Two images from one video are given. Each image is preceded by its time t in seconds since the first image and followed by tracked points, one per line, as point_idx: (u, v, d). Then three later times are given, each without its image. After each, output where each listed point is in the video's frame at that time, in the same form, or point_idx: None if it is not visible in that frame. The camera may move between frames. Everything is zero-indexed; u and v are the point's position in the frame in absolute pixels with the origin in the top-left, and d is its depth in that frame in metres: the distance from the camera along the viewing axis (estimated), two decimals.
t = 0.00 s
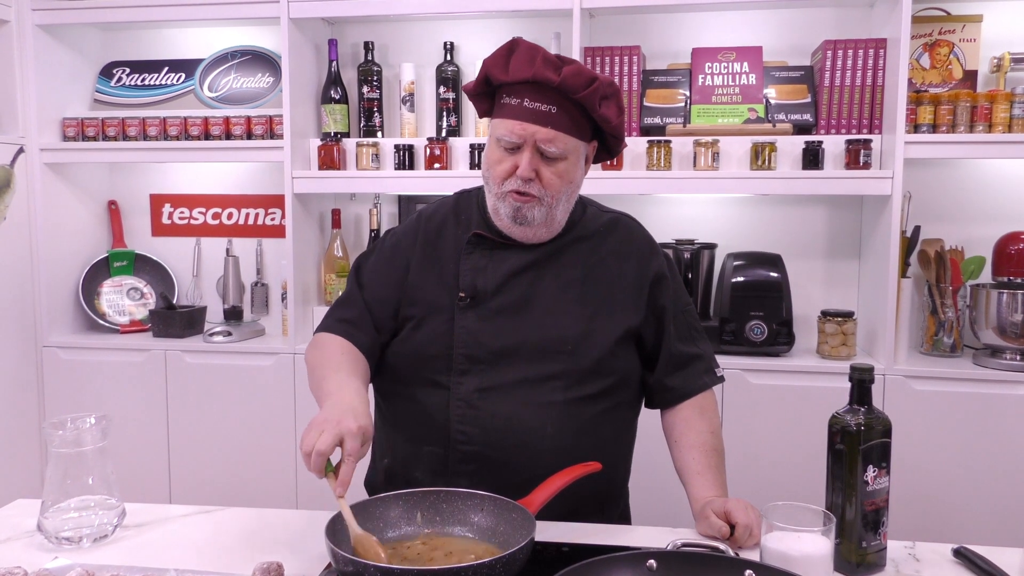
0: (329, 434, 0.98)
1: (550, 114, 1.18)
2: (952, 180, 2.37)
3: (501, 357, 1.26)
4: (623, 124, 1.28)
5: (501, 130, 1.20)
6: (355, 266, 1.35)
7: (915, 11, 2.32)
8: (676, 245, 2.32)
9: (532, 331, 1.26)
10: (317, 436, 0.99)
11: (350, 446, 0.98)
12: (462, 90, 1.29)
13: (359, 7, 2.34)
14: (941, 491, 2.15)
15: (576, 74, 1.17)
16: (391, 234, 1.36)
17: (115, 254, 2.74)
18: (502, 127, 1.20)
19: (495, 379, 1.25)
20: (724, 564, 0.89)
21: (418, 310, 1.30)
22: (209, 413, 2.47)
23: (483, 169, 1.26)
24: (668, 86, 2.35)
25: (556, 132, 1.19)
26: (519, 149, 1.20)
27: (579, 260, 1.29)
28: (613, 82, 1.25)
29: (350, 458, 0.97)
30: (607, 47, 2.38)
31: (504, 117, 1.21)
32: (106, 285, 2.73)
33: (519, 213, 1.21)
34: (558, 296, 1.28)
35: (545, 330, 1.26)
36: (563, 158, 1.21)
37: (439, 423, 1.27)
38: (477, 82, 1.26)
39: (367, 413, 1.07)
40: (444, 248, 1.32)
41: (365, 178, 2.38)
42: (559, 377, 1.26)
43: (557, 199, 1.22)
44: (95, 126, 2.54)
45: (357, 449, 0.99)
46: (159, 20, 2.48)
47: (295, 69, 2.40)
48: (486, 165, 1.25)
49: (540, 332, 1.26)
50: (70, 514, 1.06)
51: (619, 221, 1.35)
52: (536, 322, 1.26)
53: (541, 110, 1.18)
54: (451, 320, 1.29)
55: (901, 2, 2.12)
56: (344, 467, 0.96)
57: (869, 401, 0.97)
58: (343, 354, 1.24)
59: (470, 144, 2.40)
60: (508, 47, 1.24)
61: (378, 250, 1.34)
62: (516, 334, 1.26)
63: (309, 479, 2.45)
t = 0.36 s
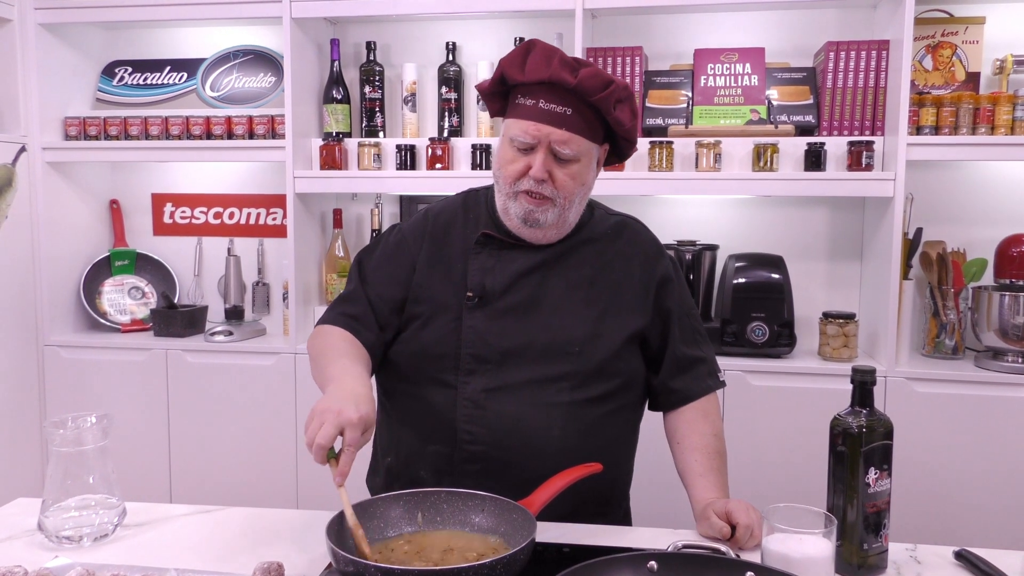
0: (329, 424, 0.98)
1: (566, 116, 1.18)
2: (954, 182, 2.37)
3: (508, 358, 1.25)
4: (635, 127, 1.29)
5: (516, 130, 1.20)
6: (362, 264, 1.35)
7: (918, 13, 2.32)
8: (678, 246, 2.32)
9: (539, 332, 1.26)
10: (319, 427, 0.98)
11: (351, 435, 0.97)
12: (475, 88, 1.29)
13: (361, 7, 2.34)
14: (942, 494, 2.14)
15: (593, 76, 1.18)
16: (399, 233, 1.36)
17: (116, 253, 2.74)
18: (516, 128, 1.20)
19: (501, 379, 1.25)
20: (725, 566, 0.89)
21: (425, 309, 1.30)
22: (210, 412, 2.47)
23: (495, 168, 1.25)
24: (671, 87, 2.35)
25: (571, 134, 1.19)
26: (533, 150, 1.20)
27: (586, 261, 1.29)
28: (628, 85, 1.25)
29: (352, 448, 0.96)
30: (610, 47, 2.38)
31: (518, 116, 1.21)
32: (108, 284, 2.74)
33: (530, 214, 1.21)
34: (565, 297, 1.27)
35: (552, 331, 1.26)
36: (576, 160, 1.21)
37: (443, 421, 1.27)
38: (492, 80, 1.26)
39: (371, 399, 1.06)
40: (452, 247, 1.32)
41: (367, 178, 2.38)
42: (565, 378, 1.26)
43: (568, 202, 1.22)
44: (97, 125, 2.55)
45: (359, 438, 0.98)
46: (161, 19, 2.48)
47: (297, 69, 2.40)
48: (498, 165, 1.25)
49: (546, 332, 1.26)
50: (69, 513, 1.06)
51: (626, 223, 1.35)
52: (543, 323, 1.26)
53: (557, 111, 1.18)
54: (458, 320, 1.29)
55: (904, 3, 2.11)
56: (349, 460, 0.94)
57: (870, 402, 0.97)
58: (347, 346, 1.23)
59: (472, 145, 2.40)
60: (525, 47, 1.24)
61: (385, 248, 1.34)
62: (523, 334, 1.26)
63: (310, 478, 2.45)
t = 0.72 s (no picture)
0: (334, 416, 0.97)
1: (574, 113, 1.19)
2: (955, 184, 2.37)
3: (512, 355, 1.25)
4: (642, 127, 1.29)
5: (524, 128, 1.20)
6: (370, 261, 1.35)
7: (920, 14, 2.32)
8: (679, 247, 2.32)
9: (544, 330, 1.26)
10: (324, 420, 0.98)
11: (356, 426, 0.97)
12: (483, 88, 1.29)
13: (362, 7, 2.34)
14: (942, 496, 2.14)
15: (601, 75, 1.18)
16: (406, 230, 1.36)
17: (116, 253, 2.74)
18: (525, 125, 1.20)
19: (506, 376, 1.25)
20: (726, 569, 0.88)
21: (431, 306, 1.30)
22: (210, 412, 2.47)
23: (502, 166, 1.26)
24: (672, 88, 2.35)
25: (579, 131, 1.19)
26: (541, 147, 1.20)
27: (591, 261, 1.29)
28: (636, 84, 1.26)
29: (356, 441, 0.96)
30: (611, 48, 2.38)
31: (527, 114, 1.21)
32: (108, 284, 2.73)
33: (538, 211, 1.22)
34: (570, 296, 1.27)
35: (557, 329, 1.26)
36: (584, 157, 1.21)
37: (447, 418, 1.27)
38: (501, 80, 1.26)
39: (376, 387, 1.06)
40: (459, 245, 1.32)
41: (367, 178, 2.38)
42: (570, 376, 1.25)
43: (575, 199, 1.22)
44: (98, 125, 2.55)
45: (364, 429, 0.98)
46: (162, 19, 2.48)
47: (298, 69, 2.40)
48: (506, 163, 1.25)
49: (551, 331, 1.26)
50: (69, 513, 1.06)
51: (632, 225, 1.34)
52: (548, 321, 1.26)
53: (565, 109, 1.18)
54: (463, 317, 1.28)
55: (906, 4, 2.11)
56: (354, 453, 0.94)
57: (872, 404, 0.97)
58: (354, 341, 1.23)
59: (473, 145, 2.40)
60: (533, 46, 1.24)
61: (393, 245, 1.34)
62: (528, 332, 1.25)
63: (310, 479, 2.45)
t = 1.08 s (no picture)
0: (374, 426, 0.97)
1: (568, 109, 1.19)
2: (953, 184, 2.37)
3: (513, 351, 1.25)
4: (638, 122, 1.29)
5: (519, 126, 1.20)
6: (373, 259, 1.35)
7: (918, 14, 2.32)
8: (677, 247, 2.32)
9: (544, 327, 1.26)
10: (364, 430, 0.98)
11: (398, 433, 0.97)
12: (479, 91, 1.30)
13: (360, 7, 2.34)
14: (941, 495, 2.14)
15: (593, 69, 1.18)
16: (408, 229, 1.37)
17: (115, 254, 2.73)
18: (521, 123, 1.20)
19: (506, 373, 1.25)
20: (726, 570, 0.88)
21: (432, 303, 1.30)
22: (208, 413, 2.47)
23: (500, 167, 1.26)
24: (670, 88, 2.35)
25: (574, 127, 1.19)
26: (537, 144, 1.20)
27: (592, 259, 1.29)
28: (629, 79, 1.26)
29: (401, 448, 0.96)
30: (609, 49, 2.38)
31: (522, 113, 1.21)
32: (106, 285, 2.73)
33: (536, 209, 1.22)
34: (570, 293, 1.27)
35: (557, 326, 1.26)
36: (580, 153, 1.21)
37: (448, 414, 1.27)
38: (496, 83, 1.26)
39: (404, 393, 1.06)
40: (460, 243, 1.32)
41: (365, 179, 2.38)
42: (569, 372, 1.25)
43: (573, 195, 1.22)
44: (96, 126, 2.54)
45: (405, 435, 0.98)
46: (160, 20, 2.48)
47: (296, 69, 2.40)
48: (504, 163, 1.25)
49: (551, 328, 1.25)
50: (67, 515, 1.06)
51: (632, 225, 1.34)
52: (548, 318, 1.26)
53: (559, 105, 1.18)
54: (464, 315, 1.29)
55: (905, 4, 2.11)
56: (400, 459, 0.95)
57: (871, 404, 0.97)
58: (359, 338, 1.24)
59: (471, 146, 2.40)
60: (526, 46, 1.24)
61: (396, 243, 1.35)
62: (528, 329, 1.25)
63: (308, 480, 2.44)
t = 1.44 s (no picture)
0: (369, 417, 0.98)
1: (565, 100, 1.20)
2: (951, 184, 2.37)
3: (510, 349, 1.25)
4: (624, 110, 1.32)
5: (518, 124, 1.21)
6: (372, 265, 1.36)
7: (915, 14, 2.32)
8: (676, 248, 2.32)
9: (541, 324, 1.25)
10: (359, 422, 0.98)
11: (392, 426, 0.98)
12: (468, 96, 1.29)
13: (358, 9, 2.33)
14: (940, 495, 2.14)
15: (584, 60, 1.20)
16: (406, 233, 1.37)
17: (113, 256, 2.73)
18: (519, 121, 1.21)
19: (504, 370, 1.25)
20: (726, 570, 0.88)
21: (430, 305, 1.30)
22: (207, 416, 2.46)
23: (498, 168, 1.26)
24: (668, 88, 2.35)
25: (573, 117, 1.20)
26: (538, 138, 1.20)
27: (589, 256, 1.29)
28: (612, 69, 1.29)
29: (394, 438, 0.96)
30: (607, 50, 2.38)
31: (519, 111, 1.21)
32: (104, 287, 2.73)
33: (543, 203, 1.21)
34: (567, 290, 1.27)
35: (554, 323, 1.25)
36: (579, 143, 1.22)
37: (447, 414, 1.27)
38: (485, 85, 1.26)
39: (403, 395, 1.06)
40: (457, 244, 1.32)
41: (364, 180, 2.38)
42: (567, 369, 1.25)
43: (576, 185, 1.22)
44: (93, 128, 2.54)
45: (398, 429, 0.98)
46: (158, 22, 2.47)
47: (294, 71, 2.39)
48: (503, 163, 1.25)
49: (548, 325, 1.25)
50: (65, 519, 1.06)
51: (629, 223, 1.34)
52: (545, 315, 1.26)
53: (557, 97, 1.20)
54: (461, 314, 1.28)
55: (902, 4, 2.11)
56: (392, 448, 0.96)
57: (870, 405, 0.97)
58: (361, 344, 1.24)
59: (469, 147, 2.40)
60: (511, 46, 1.25)
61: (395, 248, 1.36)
62: (525, 326, 1.25)
63: (307, 482, 2.44)
